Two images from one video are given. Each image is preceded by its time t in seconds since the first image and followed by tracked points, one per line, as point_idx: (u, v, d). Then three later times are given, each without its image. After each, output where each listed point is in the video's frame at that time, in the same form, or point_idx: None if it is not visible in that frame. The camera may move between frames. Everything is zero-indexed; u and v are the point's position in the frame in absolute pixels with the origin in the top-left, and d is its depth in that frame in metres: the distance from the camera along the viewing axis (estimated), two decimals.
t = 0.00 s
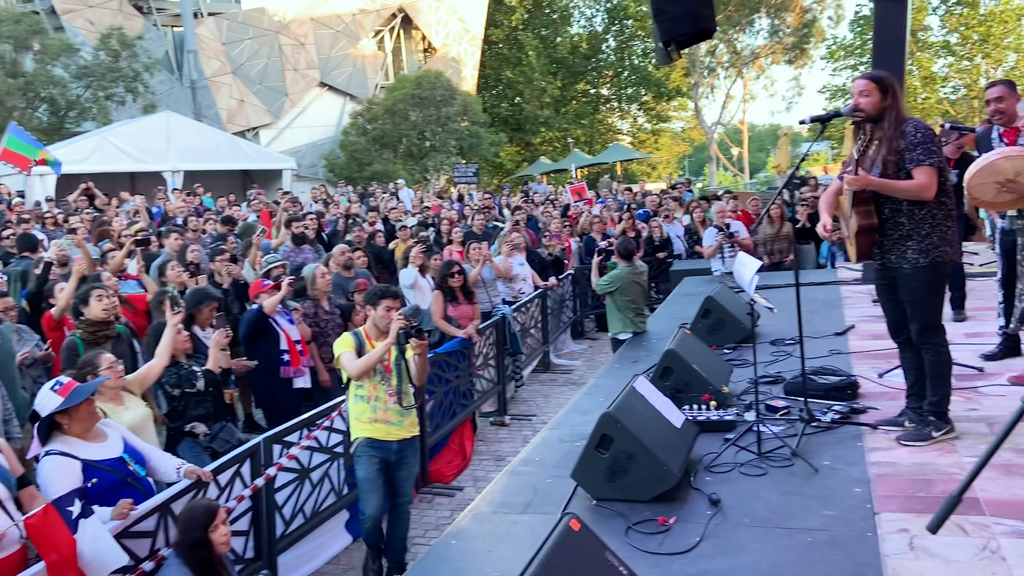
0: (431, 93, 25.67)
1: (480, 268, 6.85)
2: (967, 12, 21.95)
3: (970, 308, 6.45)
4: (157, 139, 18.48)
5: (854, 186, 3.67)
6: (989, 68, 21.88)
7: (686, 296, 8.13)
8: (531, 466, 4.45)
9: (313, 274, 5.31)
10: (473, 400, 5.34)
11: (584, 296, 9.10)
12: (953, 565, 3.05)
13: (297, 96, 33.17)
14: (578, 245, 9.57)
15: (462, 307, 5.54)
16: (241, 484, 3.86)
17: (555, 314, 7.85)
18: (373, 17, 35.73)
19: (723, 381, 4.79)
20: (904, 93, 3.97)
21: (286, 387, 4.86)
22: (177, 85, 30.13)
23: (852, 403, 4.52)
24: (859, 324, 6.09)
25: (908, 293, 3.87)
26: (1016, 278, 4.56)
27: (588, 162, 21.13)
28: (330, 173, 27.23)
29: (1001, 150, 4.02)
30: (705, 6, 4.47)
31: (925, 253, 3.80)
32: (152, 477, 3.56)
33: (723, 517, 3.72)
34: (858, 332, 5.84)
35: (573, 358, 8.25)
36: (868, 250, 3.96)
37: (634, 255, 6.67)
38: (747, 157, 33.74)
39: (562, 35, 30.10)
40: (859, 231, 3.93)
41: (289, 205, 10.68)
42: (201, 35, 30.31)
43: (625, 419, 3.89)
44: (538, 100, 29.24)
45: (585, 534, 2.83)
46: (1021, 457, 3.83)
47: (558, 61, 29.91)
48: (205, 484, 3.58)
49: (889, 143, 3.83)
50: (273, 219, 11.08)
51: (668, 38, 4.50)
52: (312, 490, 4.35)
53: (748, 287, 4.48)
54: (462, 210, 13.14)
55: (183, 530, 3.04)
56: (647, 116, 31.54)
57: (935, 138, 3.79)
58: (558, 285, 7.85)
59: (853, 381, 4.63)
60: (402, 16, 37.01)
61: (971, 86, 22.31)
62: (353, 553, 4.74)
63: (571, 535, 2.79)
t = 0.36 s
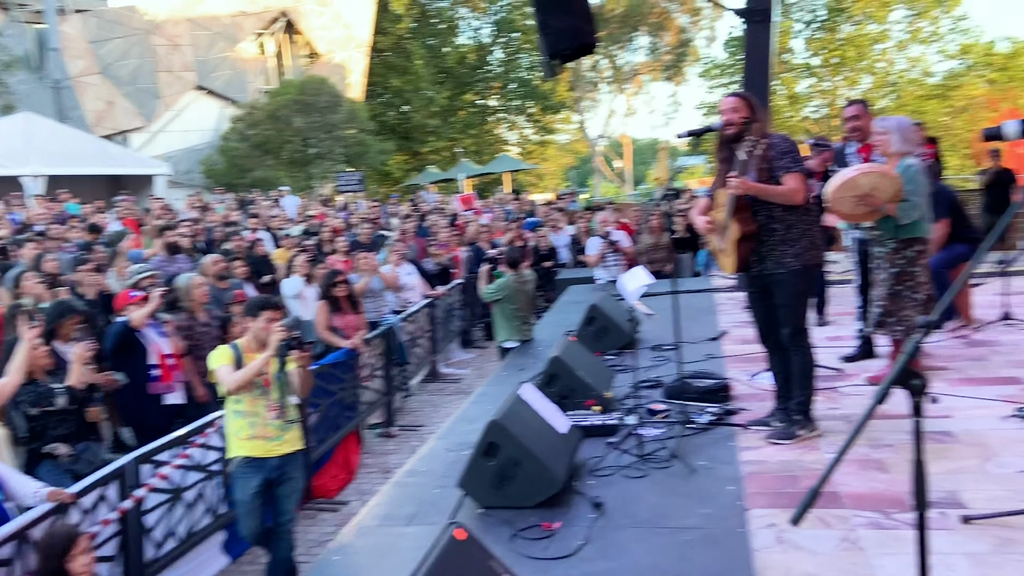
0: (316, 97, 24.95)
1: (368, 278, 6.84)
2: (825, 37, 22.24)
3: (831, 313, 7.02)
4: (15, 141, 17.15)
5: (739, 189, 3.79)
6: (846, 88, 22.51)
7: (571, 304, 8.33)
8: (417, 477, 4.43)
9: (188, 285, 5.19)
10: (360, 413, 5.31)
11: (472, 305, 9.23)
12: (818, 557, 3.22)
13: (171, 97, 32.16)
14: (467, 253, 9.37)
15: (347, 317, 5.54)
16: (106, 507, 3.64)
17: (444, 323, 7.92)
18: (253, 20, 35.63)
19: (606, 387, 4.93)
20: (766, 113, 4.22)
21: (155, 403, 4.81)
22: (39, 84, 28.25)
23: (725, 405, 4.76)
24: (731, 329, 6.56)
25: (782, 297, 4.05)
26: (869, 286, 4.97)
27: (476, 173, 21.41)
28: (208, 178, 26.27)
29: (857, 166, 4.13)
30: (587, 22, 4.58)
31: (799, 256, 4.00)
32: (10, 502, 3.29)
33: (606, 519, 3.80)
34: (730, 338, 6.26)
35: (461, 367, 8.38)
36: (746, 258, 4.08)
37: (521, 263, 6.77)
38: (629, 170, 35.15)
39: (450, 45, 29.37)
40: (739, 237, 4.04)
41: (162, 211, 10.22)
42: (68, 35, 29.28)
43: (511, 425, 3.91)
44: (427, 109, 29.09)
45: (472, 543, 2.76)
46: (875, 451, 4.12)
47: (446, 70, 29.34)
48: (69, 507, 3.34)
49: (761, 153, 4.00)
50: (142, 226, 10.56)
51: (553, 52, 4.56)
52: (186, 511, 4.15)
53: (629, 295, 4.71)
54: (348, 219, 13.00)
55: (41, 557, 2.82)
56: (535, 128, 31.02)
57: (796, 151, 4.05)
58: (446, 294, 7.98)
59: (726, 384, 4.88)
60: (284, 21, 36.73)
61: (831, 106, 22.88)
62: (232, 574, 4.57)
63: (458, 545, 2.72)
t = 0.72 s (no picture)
0: (187, 108, 24.59)
1: (246, 293, 6.77)
2: (694, 64, 26.44)
3: (702, 324, 7.51)
4: None
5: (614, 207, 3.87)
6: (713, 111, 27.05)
7: (454, 318, 8.40)
8: (292, 500, 4.28)
9: (43, 304, 4.93)
10: (232, 436, 5.20)
11: (352, 322, 9.25)
12: (690, 562, 3.32)
13: (24, 106, 29.49)
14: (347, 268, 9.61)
15: (218, 337, 5.31)
16: None
17: (324, 341, 8.02)
18: (117, 25, 33.92)
19: (488, 402, 4.97)
20: (636, 136, 4.38)
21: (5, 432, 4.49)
22: None
23: (604, 416, 4.90)
24: (610, 342, 6.82)
25: (655, 310, 4.18)
26: (735, 298, 5.36)
27: (356, 187, 21.35)
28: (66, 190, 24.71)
29: (721, 183, 4.38)
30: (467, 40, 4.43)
31: (669, 270, 4.14)
32: None
33: (487, 535, 3.78)
34: (609, 350, 6.52)
35: (341, 385, 8.39)
36: (620, 273, 4.19)
37: (402, 280, 7.09)
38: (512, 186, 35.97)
39: (330, 57, 29.12)
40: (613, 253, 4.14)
41: (14, 226, 9.59)
42: None
43: (390, 443, 3.84)
44: (305, 121, 28.34)
45: (347, 565, 2.68)
46: (742, 456, 4.32)
47: (325, 82, 29.07)
48: None
49: (633, 173, 4.14)
50: None
51: (431, 67, 4.37)
52: (39, 547, 3.85)
53: (509, 309, 4.77)
54: (222, 235, 12.65)
55: None
56: (417, 143, 30.61)
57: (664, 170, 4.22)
58: (325, 311, 8.02)
59: (604, 395, 5.03)
60: (151, 26, 35.80)
61: (700, 128, 27.25)
62: None
63: (333, 567, 2.63)
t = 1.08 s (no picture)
0: (72, 117, 23.37)
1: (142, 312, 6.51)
2: (596, 74, 28.26)
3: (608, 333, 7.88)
4: None
5: (511, 218, 3.89)
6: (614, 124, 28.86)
7: (359, 331, 8.31)
8: (189, 525, 4.09)
9: None
10: (124, 460, 4.98)
11: (254, 339, 9.05)
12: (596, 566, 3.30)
13: None
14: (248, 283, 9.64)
15: (108, 356, 5.16)
16: None
17: (223, 358, 7.80)
18: None
19: (394, 415, 4.94)
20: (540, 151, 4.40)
21: None
22: None
23: (512, 425, 4.96)
24: (518, 351, 7.20)
25: (556, 319, 4.24)
26: (637, 306, 5.78)
27: (256, 199, 20.95)
28: None
29: (623, 194, 4.63)
30: (370, 48, 4.19)
31: (568, 280, 4.22)
32: None
33: (394, 551, 3.67)
34: (516, 359, 6.79)
35: (241, 404, 8.18)
36: (522, 282, 4.22)
37: (304, 294, 7.28)
38: (419, 198, 36.00)
39: (226, 65, 28.19)
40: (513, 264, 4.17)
41: None
42: None
43: (293, 462, 3.71)
44: (201, 131, 27.42)
45: None
46: (646, 461, 4.38)
47: (221, 91, 27.93)
48: None
49: (535, 184, 4.18)
50: None
51: (333, 76, 4.11)
52: None
53: (414, 320, 4.75)
54: (112, 251, 12.15)
55: None
56: (320, 154, 30.24)
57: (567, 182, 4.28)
58: (224, 327, 7.85)
59: (512, 404, 5.11)
60: (33, 32, 34.65)
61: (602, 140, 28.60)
62: None
63: None
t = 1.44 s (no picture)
0: None
1: (56, 319, 6.39)
2: (525, 72, 29.13)
3: (539, 329, 8.12)
4: None
5: (429, 219, 3.92)
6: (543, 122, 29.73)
7: (288, 334, 8.19)
8: (111, 539, 3.93)
9: None
10: (43, 474, 4.83)
11: (178, 344, 8.84)
12: (531, 561, 3.29)
13: None
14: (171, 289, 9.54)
15: (21, 367, 5.06)
16: None
17: (145, 365, 7.62)
18: None
19: (325, 419, 4.88)
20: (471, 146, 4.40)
21: None
22: None
23: (446, 424, 4.98)
24: (452, 350, 7.23)
25: (483, 317, 4.27)
26: (569, 301, 5.95)
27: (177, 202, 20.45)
28: None
29: (551, 191, 4.77)
30: (294, 45, 3.86)
31: (494, 279, 4.22)
32: None
33: (326, 555, 3.59)
34: (449, 358, 6.90)
35: (167, 413, 7.95)
36: (448, 280, 4.23)
37: (228, 299, 7.22)
38: (348, 197, 35.65)
39: (142, 63, 26.79)
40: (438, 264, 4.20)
41: None
42: None
43: (220, 469, 3.60)
44: (117, 131, 26.30)
45: None
46: (580, 454, 4.43)
47: (138, 90, 26.73)
48: None
49: (462, 184, 4.18)
50: None
51: (255, 74, 3.77)
52: None
53: (345, 321, 4.73)
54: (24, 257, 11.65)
55: None
56: (244, 155, 30.13)
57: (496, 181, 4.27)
58: (146, 333, 7.67)
59: (446, 403, 5.13)
60: None
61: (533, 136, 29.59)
62: None
63: None
